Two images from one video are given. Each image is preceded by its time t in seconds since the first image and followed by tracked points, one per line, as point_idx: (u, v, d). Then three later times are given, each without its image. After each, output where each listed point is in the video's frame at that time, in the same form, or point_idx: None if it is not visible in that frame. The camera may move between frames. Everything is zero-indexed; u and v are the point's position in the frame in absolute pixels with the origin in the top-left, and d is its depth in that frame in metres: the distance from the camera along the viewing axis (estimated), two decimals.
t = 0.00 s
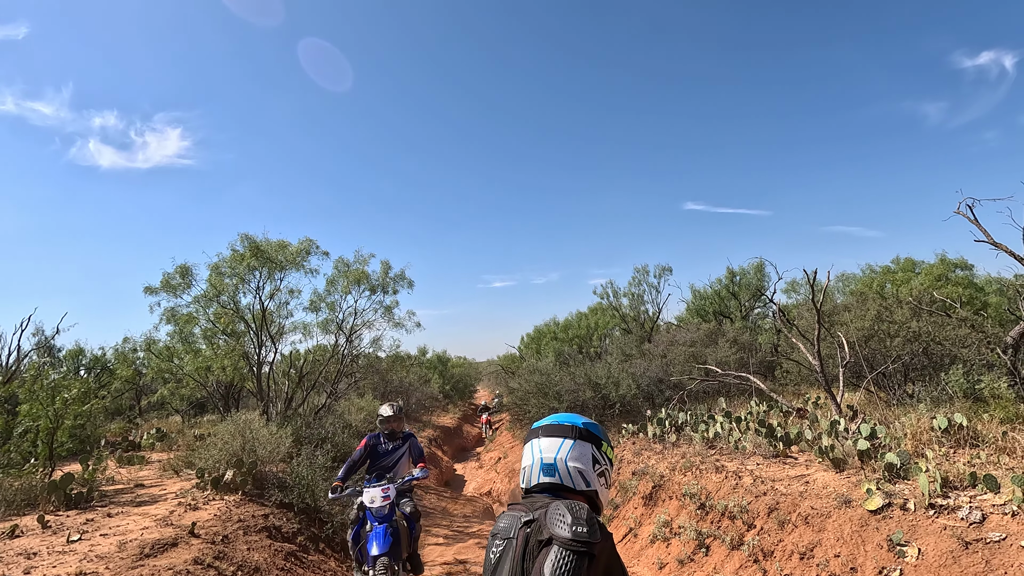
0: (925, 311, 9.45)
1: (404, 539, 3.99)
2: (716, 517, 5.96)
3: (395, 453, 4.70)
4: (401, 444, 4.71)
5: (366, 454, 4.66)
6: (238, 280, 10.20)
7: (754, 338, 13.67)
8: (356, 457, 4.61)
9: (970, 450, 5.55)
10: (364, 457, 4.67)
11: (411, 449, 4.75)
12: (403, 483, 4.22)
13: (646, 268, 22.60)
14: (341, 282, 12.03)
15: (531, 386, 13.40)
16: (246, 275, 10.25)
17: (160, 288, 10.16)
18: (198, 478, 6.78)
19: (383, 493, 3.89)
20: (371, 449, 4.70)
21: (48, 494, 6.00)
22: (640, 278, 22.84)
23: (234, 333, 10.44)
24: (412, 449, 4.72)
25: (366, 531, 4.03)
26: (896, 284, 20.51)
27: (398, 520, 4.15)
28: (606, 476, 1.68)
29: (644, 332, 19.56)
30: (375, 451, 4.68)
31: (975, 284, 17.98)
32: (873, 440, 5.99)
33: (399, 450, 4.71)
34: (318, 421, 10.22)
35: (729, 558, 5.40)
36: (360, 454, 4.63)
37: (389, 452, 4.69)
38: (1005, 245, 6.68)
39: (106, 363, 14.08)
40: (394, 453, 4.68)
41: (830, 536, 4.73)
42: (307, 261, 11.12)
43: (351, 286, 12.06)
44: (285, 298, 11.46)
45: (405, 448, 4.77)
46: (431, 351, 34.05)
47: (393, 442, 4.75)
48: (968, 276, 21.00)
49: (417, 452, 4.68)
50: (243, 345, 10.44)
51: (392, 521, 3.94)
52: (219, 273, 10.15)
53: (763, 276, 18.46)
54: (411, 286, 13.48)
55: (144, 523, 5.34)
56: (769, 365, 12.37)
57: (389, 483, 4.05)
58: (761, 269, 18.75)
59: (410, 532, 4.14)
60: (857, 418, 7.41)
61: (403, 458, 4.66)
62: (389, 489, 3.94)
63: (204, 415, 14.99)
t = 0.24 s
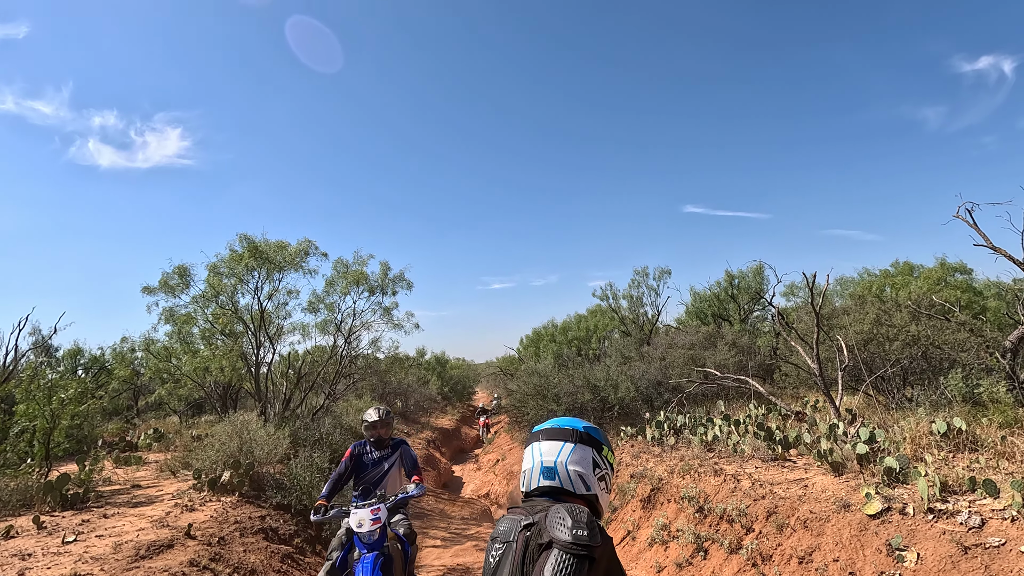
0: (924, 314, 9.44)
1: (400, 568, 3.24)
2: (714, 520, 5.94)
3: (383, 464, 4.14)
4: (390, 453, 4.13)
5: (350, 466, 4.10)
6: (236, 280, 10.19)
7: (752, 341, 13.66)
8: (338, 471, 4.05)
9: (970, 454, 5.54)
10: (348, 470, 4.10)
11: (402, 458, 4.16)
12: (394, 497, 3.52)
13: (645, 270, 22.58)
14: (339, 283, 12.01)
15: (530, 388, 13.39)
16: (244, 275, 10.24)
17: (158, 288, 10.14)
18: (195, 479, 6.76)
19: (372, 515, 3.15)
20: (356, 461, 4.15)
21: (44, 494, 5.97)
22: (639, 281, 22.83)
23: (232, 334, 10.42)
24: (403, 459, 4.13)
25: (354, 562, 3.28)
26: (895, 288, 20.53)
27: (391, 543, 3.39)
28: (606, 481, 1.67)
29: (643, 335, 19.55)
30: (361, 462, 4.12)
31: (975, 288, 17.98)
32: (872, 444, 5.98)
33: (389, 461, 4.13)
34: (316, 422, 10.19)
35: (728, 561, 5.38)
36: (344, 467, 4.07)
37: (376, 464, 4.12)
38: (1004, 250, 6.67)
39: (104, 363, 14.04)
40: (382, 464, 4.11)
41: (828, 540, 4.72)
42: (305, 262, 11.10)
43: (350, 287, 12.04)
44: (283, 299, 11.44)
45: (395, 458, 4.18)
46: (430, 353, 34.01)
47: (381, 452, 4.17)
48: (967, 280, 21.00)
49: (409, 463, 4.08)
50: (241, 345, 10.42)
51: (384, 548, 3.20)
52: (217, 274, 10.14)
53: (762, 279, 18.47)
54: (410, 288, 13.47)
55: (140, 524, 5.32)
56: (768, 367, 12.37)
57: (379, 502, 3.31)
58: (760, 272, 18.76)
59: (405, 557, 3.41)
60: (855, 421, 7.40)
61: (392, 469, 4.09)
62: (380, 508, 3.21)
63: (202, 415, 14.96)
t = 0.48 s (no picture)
0: (923, 318, 9.45)
1: (394, 574, 3.14)
2: (713, 523, 5.92)
3: (370, 463, 3.85)
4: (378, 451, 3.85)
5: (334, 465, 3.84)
6: (235, 280, 10.16)
7: (751, 343, 13.66)
8: (320, 470, 3.80)
9: (969, 457, 5.53)
10: (332, 469, 3.84)
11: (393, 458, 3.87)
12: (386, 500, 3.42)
13: (644, 273, 22.59)
14: (338, 284, 11.99)
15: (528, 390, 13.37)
16: (243, 276, 10.21)
17: (156, 288, 10.12)
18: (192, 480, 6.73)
19: (364, 518, 3.07)
20: (341, 461, 3.88)
21: (40, 495, 5.94)
22: (637, 283, 22.82)
23: (230, 334, 10.40)
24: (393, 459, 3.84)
25: (344, 568, 3.18)
26: (893, 291, 20.60)
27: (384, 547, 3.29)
28: (605, 482, 1.66)
29: (642, 337, 19.54)
30: (345, 461, 3.85)
31: (972, 291, 18.00)
32: (871, 447, 5.97)
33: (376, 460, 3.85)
34: (314, 423, 10.16)
35: (727, 564, 5.36)
36: (327, 466, 3.81)
37: (363, 463, 3.85)
38: (1002, 254, 6.68)
39: (101, 363, 13.99)
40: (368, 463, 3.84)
41: (828, 543, 4.70)
42: (304, 263, 11.08)
43: (349, 288, 12.02)
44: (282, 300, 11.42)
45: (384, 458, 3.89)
46: (428, 355, 33.96)
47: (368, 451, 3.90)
48: (964, 283, 21.03)
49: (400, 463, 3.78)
50: (239, 346, 10.40)
51: (376, 553, 3.13)
52: (216, 274, 10.12)
53: (761, 282, 18.49)
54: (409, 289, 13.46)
55: (136, 525, 5.29)
56: (767, 370, 12.36)
57: (370, 505, 3.23)
58: (759, 275, 18.80)
59: (400, 562, 3.31)
60: (854, 424, 7.40)
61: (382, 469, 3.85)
62: (373, 511, 3.13)
63: (200, 416, 14.90)
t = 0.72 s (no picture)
0: (921, 321, 9.47)
1: None
2: (711, 526, 5.91)
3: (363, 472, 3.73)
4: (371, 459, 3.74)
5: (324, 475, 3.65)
6: (234, 281, 10.15)
7: (750, 346, 13.67)
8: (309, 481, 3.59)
9: (967, 461, 5.54)
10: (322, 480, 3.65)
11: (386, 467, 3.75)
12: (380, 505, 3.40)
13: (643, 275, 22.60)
14: (337, 285, 11.98)
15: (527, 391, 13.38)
16: (242, 276, 10.20)
17: (155, 288, 10.10)
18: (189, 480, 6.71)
19: (359, 523, 3.12)
20: (330, 470, 3.71)
21: (37, 495, 5.92)
22: (637, 285, 22.83)
23: (229, 335, 10.38)
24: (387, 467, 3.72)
25: None
26: (891, 295, 20.65)
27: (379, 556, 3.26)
28: (604, 485, 1.66)
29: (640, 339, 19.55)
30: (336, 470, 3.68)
31: (971, 295, 18.04)
32: (870, 450, 5.98)
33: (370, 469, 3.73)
34: (312, 424, 10.14)
35: (725, 567, 5.35)
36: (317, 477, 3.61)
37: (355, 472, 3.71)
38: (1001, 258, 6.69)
39: (99, 363, 13.95)
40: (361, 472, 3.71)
41: (826, 546, 4.70)
42: (303, 264, 11.07)
43: (348, 289, 12.02)
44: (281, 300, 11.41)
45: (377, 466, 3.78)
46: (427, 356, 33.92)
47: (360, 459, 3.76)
48: (962, 287, 21.09)
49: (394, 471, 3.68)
50: (238, 347, 10.38)
51: (372, 560, 3.13)
52: (215, 275, 10.10)
53: (759, 284, 18.52)
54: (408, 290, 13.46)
55: (134, 526, 5.27)
56: (765, 373, 12.37)
57: (365, 510, 3.28)
58: (758, 278, 18.82)
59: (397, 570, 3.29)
60: (852, 427, 7.40)
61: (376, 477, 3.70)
62: (368, 517, 3.19)
63: (198, 417, 14.86)
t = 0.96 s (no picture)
0: (919, 324, 9.50)
1: None
2: (709, 528, 5.92)
3: (361, 484, 3.37)
4: (369, 471, 3.38)
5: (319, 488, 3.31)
6: (233, 281, 10.15)
7: (748, 348, 13.68)
8: (303, 494, 3.24)
9: (965, 464, 5.54)
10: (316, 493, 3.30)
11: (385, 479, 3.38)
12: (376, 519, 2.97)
13: (642, 277, 22.61)
14: (337, 286, 11.99)
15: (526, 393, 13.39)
16: (241, 277, 10.20)
17: (154, 288, 10.09)
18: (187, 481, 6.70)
19: (353, 543, 2.72)
20: (326, 483, 3.36)
21: (35, 495, 5.91)
22: (636, 287, 22.83)
23: (228, 335, 10.38)
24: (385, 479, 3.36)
25: None
26: (890, 297, 20.70)
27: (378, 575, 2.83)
28: (601, 488, 1.66)
29: (639, 341, 19.56)
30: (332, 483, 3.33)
31: (969, 299, 18.09)
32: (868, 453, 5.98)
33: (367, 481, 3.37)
34: (310, 425, 10.14)
35: (723, 569, 5.36)
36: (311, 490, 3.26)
37: (352, 484, 3.36)
38: (998, 262, 6.70)
39: (97, 363, 13.92)
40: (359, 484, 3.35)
41: (824, 549, 4.70)
42: (303, 264, 11.07)
43: (347, 289, 12.02)
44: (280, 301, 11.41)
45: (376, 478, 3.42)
46: (426, 357, 33.90)
47: (358, 470, 3.40)
48: (960, 290, 21.15)
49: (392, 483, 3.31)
50: (237, 347, 10.38)
51: None
52: (214, 275, 10.10)
53: (758, 287, 18.56)
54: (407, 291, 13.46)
55: (131, 526, 5.26)
56: (764, 376, 12.39)
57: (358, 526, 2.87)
58: (756, 280, 18.85)
59: None
60: (850, 430, 7.41)
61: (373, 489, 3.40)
62: (361, 534, 2.79)
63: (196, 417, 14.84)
